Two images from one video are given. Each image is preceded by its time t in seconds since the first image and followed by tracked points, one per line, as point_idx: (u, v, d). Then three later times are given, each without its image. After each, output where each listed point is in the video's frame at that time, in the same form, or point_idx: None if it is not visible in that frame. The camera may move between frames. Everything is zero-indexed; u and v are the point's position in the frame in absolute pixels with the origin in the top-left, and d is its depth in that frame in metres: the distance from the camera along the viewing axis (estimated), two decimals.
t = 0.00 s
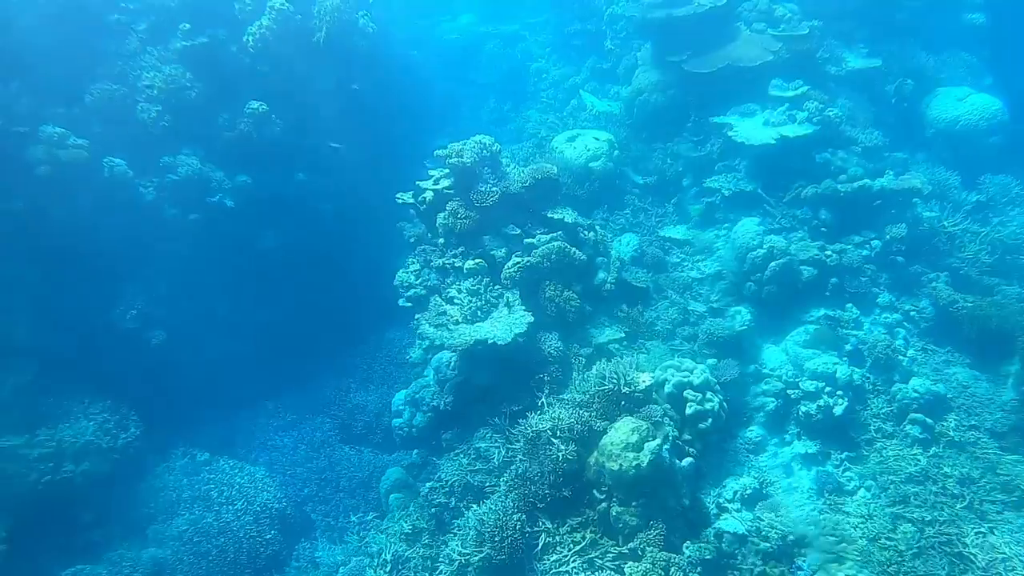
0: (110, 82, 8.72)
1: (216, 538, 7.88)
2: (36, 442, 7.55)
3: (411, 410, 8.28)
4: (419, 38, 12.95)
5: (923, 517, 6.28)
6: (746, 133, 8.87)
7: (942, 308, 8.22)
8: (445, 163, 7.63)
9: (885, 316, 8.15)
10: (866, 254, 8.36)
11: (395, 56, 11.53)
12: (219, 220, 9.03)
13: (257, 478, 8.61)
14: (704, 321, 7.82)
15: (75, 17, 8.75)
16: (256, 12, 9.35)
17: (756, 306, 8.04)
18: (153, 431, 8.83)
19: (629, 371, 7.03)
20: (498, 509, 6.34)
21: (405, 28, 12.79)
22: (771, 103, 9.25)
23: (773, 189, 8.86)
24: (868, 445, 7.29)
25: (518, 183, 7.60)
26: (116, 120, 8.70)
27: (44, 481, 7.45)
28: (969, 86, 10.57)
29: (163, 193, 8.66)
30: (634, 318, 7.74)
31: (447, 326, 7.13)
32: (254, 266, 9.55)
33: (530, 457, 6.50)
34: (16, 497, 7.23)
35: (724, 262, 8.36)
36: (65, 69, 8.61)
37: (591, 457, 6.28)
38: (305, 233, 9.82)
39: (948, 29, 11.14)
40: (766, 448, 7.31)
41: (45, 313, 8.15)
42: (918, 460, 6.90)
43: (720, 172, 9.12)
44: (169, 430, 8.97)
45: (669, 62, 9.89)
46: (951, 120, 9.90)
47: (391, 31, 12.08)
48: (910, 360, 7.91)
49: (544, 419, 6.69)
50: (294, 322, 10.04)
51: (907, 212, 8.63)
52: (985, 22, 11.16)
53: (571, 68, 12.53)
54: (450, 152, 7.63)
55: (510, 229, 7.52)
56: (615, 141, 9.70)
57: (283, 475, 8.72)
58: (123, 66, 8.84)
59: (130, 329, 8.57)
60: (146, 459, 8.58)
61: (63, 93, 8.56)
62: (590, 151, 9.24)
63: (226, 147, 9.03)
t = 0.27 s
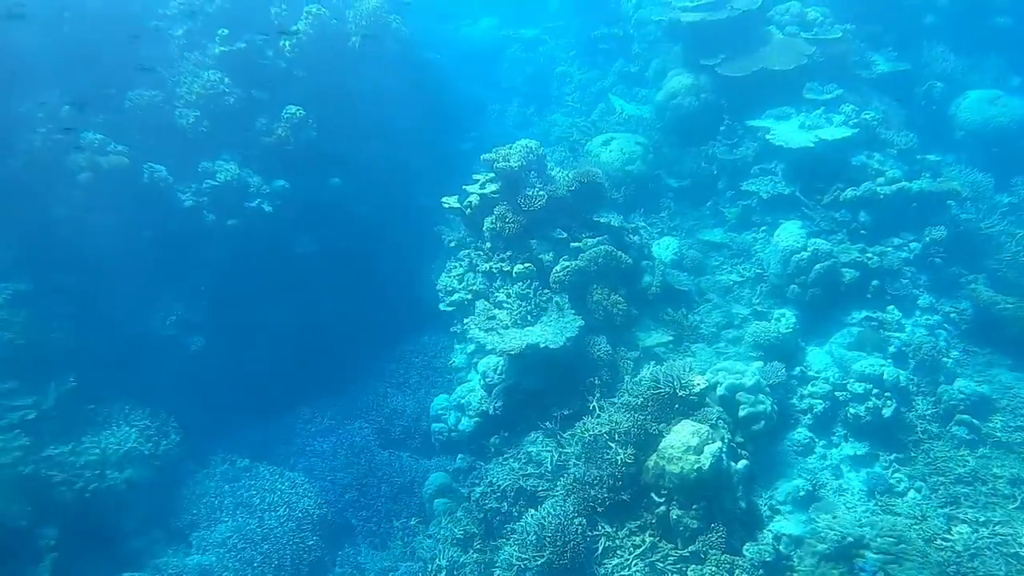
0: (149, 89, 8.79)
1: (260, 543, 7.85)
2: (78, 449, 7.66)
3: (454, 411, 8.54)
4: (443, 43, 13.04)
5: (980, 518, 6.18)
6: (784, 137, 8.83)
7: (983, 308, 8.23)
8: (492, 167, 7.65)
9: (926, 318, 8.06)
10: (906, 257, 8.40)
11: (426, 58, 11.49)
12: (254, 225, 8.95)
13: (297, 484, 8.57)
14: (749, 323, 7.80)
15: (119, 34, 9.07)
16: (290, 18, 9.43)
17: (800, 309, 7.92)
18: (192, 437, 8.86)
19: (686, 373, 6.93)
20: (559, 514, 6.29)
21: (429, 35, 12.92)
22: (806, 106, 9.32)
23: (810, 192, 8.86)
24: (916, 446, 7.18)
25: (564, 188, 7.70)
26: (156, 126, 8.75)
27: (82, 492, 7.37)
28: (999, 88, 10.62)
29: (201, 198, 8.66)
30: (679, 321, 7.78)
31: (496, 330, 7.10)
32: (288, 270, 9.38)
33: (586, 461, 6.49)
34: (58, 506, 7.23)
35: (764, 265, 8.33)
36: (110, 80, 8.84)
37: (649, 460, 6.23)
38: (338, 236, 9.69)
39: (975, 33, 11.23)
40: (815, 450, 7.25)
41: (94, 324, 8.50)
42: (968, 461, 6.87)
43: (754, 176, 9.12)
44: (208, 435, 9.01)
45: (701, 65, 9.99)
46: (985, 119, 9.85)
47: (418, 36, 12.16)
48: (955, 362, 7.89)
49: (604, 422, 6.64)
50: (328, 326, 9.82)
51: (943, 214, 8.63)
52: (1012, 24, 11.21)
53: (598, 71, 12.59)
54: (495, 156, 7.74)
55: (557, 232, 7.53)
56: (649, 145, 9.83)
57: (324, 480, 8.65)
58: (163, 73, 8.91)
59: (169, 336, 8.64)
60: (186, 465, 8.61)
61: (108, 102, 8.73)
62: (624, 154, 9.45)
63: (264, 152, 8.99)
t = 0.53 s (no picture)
0: (188, 96, 8.79)
1: (304, 551, 7.82)
2: (123, 456, 7.83)
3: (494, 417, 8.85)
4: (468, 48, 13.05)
5: None
6: (825, 140, 8.88)
7: None
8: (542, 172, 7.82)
9: (967, 321, 8.06)
10: (946, 259, 8.45)
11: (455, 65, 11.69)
12: (293, 231, 8.87)
13: (337, 492, 8.47)
14: (794, 326, 7.83)
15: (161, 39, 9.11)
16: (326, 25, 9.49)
17: (846, 313, 7.92)
18: (231, 445, 8.81)
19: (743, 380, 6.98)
20: (620, 520, 6.29)
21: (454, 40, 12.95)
22: (839, 110, 9.34)
23: (847, 196, 8.87)
24: (964, 447, 7.05)
25: (610, 192, 7.74)
26: (194, 133, 8.75)
27: (134, 500, 7.61)
28: None
29: (239, 205, 8.60)
30: (724, 325, 7.79)
31: (546, 335, 7.12)
32: (325, 275, 9.30)
33: (645, 466, 6.51)
34: (110, 515, 7.40)
35: (805, 268, 8.27)
36: (151, 89, 8.90)
37: (709, 464, 6.24)
38: (373, 241, 9.70)
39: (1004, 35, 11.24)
40: (863, 453, 7.09)
41: (133, 332, 8.53)
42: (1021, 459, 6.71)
43: (789, 180, 9.13)
44: (246, 442, 8.99)
45: (735, 69, 9.97)
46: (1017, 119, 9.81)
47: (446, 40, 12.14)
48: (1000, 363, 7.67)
49: (658, 426, 6.65)
50: (363, 331, 9.76)
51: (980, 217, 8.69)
52: None
53: (623, 76, 12.65)
54: (541, 161, 7.86)
55: (603, 237, 7.62)
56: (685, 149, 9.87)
57: (365, 486, 8.60)
58: (201, 80, 8.91)
59: (209, 343, 8.59)
60: (226, 473, 8.58)
61: (148, 110, 8.79)
62: (659, 158, 9.43)
63: (302, 158, 8.94)
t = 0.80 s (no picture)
0: (226, 102, 8.75)
1: (349, 560, 7.80)
2: (166, 462, 7.78)
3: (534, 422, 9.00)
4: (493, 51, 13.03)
5: None
6: (861, 145, 8.95)
7: None
8: (587, 177, 7.79)
9: (1008, 323, 7.85)
10: (986, 261, 8.31)
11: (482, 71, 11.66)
12: (332, 237, 8.85)
13: (378, 499, 8.45)
14: (838, 331, 7.86)
15: (192, 47, 9.12)
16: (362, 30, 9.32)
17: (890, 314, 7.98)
18: (271, 452, 8.77)
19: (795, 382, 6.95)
20: (680, 525, 6.27)
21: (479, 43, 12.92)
22: (874, 114, 9.42)
23: (885, 200, 8.94)
24: (1010, 450, 6.95)
25: (655, 197, 7.76)
26: (231, 140, 8.68)
27: (179, 506, 7.57)
28: None
29: (278, 212, 8.57)
30: (770, 329, 7.81)
31: (596, 340, 7.17)
32: (362, 281, 9.26)
33: (701, 471, 6.47)
34: (156, 523, 7.36)
35: (845, 272, 8.34)
36: (188, 96, 8.87)
37: (766, 468, 6.23)
38: (409, 246, 9.64)
39: None
40: (908, 456, 7.03)
41: (172, 339, 8.45)
42: None
43: (825, 183, 9.20)
44: (284, 448, 8.94)
45: (769, 75, 10.01)
46: None
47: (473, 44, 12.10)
48: None
49: (714, 431, 6.66)
50: (398, 336, 9.71)
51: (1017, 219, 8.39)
52: None
53: (649, 81, 12.78)
54: (590, 164, 7.77)
55: (650, 242, 7.62)
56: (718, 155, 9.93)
57: (406, 493, 8.59)
58: (239, 86, 8.86)
59: (250, 350, 8.54)
60: (266, 480, 8.51)
61: (185, 117, 8.76)
62: (694, 164, 9.28)
63: (339, 164, 8.90)
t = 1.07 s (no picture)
0: (263, 107, 8.70)
1: (393, 566, 7.75)
2: (211, 470, 7.74)
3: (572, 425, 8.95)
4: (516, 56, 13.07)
5: None
6: (895, 147, 9.04)
7: None
8: (634, 182, 7.92)
9: None
10: None
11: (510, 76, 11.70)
12: (368, 242, 8.87)
13: (420, 505, 8.43)
14: (880, 334, 7.88)
15: (233, 48, 8.90)
16: (395, 35, 9.28)
17: (930, 316, 8.02)
18: (311, 457, 8.73)
19: (843, 384, 6.83)
20: (738, 528, 6.26)
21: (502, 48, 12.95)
22: (907, 118, 9.51)
23: (920, 203, 9.00)
24: None
25: (700, 201, 7.78)
26: (270, 145, 8.65)
27: (225, 515, 7.48)
28: None
29: (315, 216, 8.58)
30: (814, 332, 7.87)
31: (644, 344, 7.23)
32: (399, 285, 9.25)
33: (756, 474, 6.52)
34: (202, 531, 7.35)
35: (884, 274, 8.41)
36: (225, 102, 8.82)
37: (821, 470, 6.13)
38: (443, 250, 9.64)
39: None
40: (956, 458, 6.85)
41: (211, 345, 8.41)
42: None
43: (859, 186, 9.26)
44: (323, 455, 8.86)
45: (800, 78, 10.15)
46: None
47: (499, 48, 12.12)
48: None
49: (770, 433, 6.65)
50: (433, 340, 9.70)
51: None
52: None
53: (674, 85, 12.74)
54: (637, 167, 7.98)
55: (695, 246, 7.66)
56: (750, 159, 9.95)
57: (447, 497, 8.56)
58: (276, 90, 8.82)
59: (290, 354, 8.48)
60: (307, 487, 8.44)
61: (225, 122, 8.69)
62: (728, 168, 9.39)
63: (375, 168, 8.92)
